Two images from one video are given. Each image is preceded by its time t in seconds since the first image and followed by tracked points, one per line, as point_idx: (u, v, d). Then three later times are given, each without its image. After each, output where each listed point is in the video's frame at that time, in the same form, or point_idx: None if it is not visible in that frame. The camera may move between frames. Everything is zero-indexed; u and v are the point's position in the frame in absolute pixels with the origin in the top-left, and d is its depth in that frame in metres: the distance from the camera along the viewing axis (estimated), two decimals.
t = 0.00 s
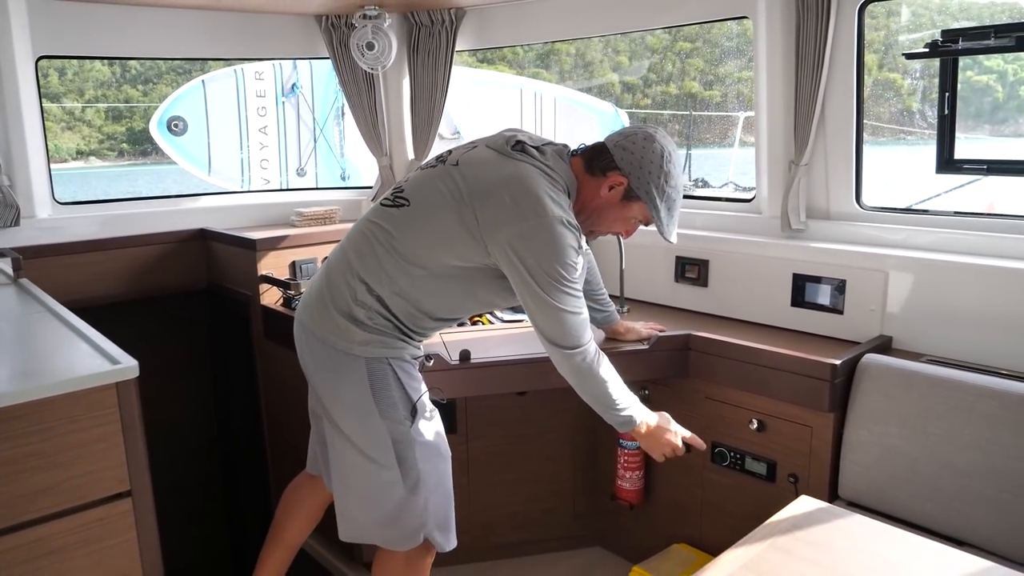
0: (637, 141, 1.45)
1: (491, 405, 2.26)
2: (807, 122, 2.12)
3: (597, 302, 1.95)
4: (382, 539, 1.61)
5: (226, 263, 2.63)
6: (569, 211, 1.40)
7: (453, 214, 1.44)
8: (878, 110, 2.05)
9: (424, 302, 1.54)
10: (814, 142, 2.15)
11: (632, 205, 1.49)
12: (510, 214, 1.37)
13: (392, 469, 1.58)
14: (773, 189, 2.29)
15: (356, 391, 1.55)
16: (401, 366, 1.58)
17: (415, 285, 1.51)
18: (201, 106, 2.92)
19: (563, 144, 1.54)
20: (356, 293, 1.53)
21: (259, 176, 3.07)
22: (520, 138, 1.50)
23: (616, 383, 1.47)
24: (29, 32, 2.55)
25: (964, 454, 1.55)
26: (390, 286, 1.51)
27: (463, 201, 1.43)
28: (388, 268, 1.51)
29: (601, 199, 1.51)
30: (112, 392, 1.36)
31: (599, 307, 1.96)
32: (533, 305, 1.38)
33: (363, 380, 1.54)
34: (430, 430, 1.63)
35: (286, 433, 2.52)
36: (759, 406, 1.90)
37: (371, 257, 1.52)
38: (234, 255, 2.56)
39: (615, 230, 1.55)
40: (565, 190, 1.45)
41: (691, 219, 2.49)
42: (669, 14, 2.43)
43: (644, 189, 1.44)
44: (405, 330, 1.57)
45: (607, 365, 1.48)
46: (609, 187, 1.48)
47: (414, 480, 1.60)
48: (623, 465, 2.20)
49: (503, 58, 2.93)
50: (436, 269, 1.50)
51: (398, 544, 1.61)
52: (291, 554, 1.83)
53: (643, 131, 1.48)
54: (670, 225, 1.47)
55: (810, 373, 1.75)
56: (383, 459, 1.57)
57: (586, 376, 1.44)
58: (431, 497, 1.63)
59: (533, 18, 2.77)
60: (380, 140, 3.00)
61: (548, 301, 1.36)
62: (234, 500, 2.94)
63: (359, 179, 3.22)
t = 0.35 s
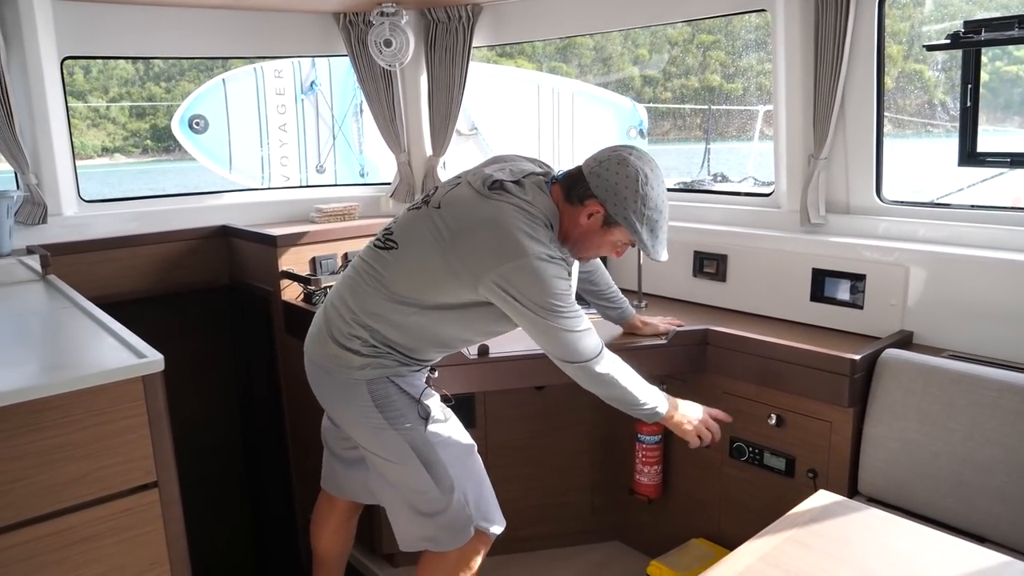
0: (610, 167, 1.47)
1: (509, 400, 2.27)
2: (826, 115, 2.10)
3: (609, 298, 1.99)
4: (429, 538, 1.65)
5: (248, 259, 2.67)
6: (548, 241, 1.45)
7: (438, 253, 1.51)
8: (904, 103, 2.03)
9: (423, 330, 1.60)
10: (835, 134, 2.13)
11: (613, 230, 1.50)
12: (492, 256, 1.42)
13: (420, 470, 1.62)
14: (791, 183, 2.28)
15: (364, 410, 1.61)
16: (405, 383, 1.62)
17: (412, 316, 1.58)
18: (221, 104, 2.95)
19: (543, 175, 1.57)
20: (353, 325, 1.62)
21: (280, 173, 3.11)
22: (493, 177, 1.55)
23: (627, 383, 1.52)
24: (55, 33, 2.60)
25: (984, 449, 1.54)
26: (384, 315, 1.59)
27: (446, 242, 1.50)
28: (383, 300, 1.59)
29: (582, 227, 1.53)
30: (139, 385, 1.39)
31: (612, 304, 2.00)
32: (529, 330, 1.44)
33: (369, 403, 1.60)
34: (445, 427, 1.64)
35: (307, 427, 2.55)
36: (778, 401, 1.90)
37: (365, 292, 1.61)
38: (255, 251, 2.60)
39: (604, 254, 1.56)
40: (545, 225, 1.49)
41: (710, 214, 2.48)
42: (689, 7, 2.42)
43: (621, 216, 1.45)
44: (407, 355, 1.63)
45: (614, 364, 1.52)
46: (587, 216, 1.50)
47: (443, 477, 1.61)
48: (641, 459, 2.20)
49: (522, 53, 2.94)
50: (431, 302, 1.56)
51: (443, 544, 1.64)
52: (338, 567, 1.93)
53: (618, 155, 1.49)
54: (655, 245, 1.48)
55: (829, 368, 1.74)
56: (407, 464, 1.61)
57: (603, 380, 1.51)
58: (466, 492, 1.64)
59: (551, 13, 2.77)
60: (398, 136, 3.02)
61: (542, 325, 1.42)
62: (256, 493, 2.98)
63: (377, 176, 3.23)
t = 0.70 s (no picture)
0: (504, 131, 1.55)
1: (524, 390, 2.27)
2: (843, 100, 2.08)
3: (607, 291, 2.04)
4: (445, 523, 1.69)
5: (261, 251, 2.67)
6: (451, 208, 1.53)
7: (368, 247, 1.61)
8: (923, 87, 2.00)
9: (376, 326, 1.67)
10: (852, 119, 2.11)
11: (527, 189, 1.56)
12: (386, 224, 1.53)
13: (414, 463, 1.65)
14: (807, 170, 2.25)
15: (347, 415, 1.68)
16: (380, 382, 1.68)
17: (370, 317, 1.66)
18: (232, 97, 2.95)
19: (460, 160, 1.67)
20: (323, 342, 1.69)
21: (292, 166, 3.11)
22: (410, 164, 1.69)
23: (470, 388, 1.47)
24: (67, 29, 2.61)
25: (1006, 434, 1.52)
26: (350, 325, 1.67)
27: (370, 234, 1.61)
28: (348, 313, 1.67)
29: (497, 194, 1.59)
30: (157, 376, 1.40)
31: (611, 296, 2.04)
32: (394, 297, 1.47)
33: (345, 404, 1.67)
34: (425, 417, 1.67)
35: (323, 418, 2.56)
36: (795, 388, 1.89)
37: (332, 310, 1.69)
38: (269, 244, 2.60)
39: (532, 214, 1.62)
40: (454, 194, 1.57)
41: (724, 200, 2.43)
42: None
43: (526, 171, 1.52)
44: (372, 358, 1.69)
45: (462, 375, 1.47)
46: (498, 181, 1.57)
47: (437, 463, 1.63)
48: (658, 447, 2.19)
49: (534, 41, 2.93)
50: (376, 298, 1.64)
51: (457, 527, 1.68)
52: None
53: (512, 119, 1.57)
54: (567, 192, 1.53)
55: (847, 354, 1.73)
56: (403, 458, 1.66)
57: (425, 374, 1.45)
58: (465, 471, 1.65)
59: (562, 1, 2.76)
60: (409, 127, 3.03)
61: (406, 286, 1.45)
62: (273, 484, 3.00)
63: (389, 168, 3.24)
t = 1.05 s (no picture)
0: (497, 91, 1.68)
1: (577, 373, 2.26)
2: (908, 75, 1.99)
3: (641, 276, 2.00)
4: (467, 497, 1.68)
5: (316, 234, 2.70)
6: (453, 170, 1.63)
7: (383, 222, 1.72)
8: (992, 62, 1.91)
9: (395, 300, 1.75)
10: (919, 95, 2.02)
11: (529, 137, 1.64)
12: (389, 189, 1.64)
13: (431, 435, 1.65)
14: (870, 149, 2.16)
15: (372, 391, 1.74)
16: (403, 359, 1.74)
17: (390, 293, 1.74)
18: (287, 81, 2.98)
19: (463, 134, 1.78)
20: (351, 322, 1.78)
21: (344, 150, 3.14)
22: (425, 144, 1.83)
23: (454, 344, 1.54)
24: (128, 14, 2.66)
25: None
26: (373, 303, 1.76)
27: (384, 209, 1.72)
28: (372, 292, 1.76)
29: (502, 150, 1.68)
30: (219, 355, 1.42)
31: (644, 282, 2.00)
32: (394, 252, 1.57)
33: (370, 380, 1.74)
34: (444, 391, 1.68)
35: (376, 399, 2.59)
36: (859, 374, 1.83)
37: (358, 292, 1.78)
38: (324, 226, 2.63)
39: (540, 164, 1.68)
40: (461, 159, 1.68)
41: (783, 181, 2.35)
42: None
43: (524, 118, 1.61)
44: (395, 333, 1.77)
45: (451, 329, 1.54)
46: (501, 136, 1.66)
47: (451, 437, 1.62)
48: (714, 434, 2.16)
49: (585, 19, 2.89)
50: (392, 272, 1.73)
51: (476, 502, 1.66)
52: (392, 569, 2.07)
53: (499, 80, 1.69)
54: (565, 129, 1.61)
55: (915, 340, 1.66)
56: (420, 432, 1.67)
57: (417, 325, 1.52)
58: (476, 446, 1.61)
59: None
60: (461, 110, 3.01)
61: (403, 240, 1.55)
62: (327, 463, 3.05)
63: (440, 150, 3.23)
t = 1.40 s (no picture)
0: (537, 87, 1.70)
1: (607, 375, 2.25)
2: (950, 72, 1.95)
3: (675, 276, 1.98)
4: (493, 499, 1.67)
5: (349, 232, 2.73)
6: (496, 163, 1.63)
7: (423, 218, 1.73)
8: None
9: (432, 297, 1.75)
10: (962, 93, 1.97)
11: (578, 128, 1.65)
12: (430, 181, 1.65)
13: (459, 434, 1.65)
14: (910, 149, 2.11)
15: (401, 388, 1.74)
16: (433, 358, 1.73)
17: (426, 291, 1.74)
18: (322, 81, 3.02)
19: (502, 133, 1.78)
20: (385, 321, 1.79)
21: (378, 149, 3.15)
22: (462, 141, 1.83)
23: (496, 338, 1.55)
24: (166, 14, 2.71)
25: None
26: (410, 300, 1.76)
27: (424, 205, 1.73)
28: (408, 290, 1.76)
29: (550, 143, 1.68)
30: (251, 352, 1.44)
31: (678, 282, 1.98)
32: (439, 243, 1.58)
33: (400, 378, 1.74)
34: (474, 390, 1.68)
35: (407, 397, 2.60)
36: (897, 378, 1.79)
37: (394, 290, 1.79)
38: (357, 224, 2.65)
39: (585, 157, 1.70)
40: (503, 152, 1.69)
41: (820, 181, 2.31)
42: None
43: (576, 107, 1.63)
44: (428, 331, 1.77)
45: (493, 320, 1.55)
46: (550, 128, 1.66)
47: (480, 436, 1.62)
48: (746, 437, 2.14)
49: (621, 16, 2.87)
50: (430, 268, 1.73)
51: (503, 502, 1.65)
52: (418, 568, 2.07)
53: (544, 76, 1.70)
54: (615, 118, 1.65)
55: (954, 344, 1.63)
56: (449, 430, 1.67)
57: (463, 315, 1.53)
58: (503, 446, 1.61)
59: None
60: (494, 109, 3.01)
61: (447, 230, 1.56)
62: (358, 460, 3.07)
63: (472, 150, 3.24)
